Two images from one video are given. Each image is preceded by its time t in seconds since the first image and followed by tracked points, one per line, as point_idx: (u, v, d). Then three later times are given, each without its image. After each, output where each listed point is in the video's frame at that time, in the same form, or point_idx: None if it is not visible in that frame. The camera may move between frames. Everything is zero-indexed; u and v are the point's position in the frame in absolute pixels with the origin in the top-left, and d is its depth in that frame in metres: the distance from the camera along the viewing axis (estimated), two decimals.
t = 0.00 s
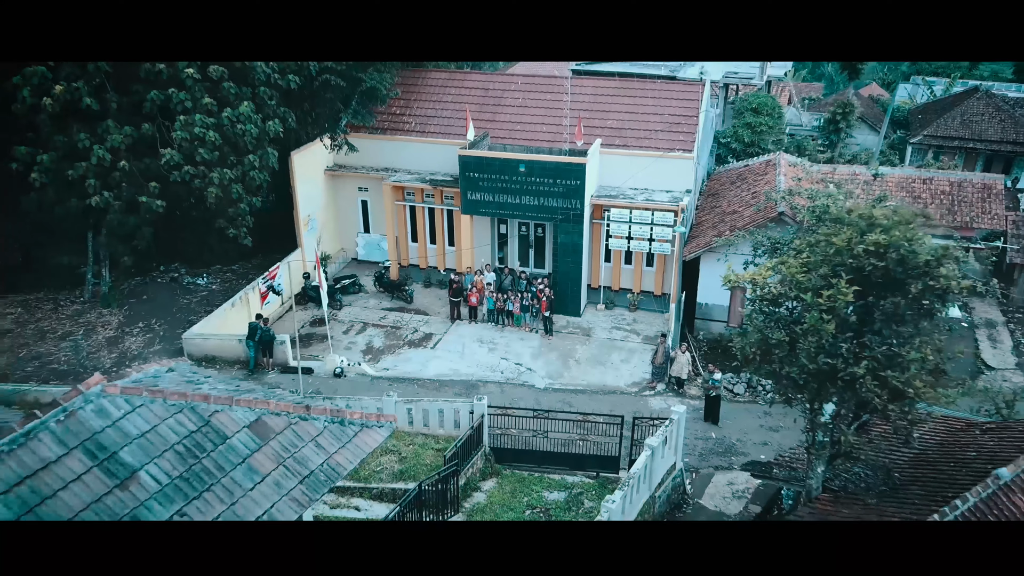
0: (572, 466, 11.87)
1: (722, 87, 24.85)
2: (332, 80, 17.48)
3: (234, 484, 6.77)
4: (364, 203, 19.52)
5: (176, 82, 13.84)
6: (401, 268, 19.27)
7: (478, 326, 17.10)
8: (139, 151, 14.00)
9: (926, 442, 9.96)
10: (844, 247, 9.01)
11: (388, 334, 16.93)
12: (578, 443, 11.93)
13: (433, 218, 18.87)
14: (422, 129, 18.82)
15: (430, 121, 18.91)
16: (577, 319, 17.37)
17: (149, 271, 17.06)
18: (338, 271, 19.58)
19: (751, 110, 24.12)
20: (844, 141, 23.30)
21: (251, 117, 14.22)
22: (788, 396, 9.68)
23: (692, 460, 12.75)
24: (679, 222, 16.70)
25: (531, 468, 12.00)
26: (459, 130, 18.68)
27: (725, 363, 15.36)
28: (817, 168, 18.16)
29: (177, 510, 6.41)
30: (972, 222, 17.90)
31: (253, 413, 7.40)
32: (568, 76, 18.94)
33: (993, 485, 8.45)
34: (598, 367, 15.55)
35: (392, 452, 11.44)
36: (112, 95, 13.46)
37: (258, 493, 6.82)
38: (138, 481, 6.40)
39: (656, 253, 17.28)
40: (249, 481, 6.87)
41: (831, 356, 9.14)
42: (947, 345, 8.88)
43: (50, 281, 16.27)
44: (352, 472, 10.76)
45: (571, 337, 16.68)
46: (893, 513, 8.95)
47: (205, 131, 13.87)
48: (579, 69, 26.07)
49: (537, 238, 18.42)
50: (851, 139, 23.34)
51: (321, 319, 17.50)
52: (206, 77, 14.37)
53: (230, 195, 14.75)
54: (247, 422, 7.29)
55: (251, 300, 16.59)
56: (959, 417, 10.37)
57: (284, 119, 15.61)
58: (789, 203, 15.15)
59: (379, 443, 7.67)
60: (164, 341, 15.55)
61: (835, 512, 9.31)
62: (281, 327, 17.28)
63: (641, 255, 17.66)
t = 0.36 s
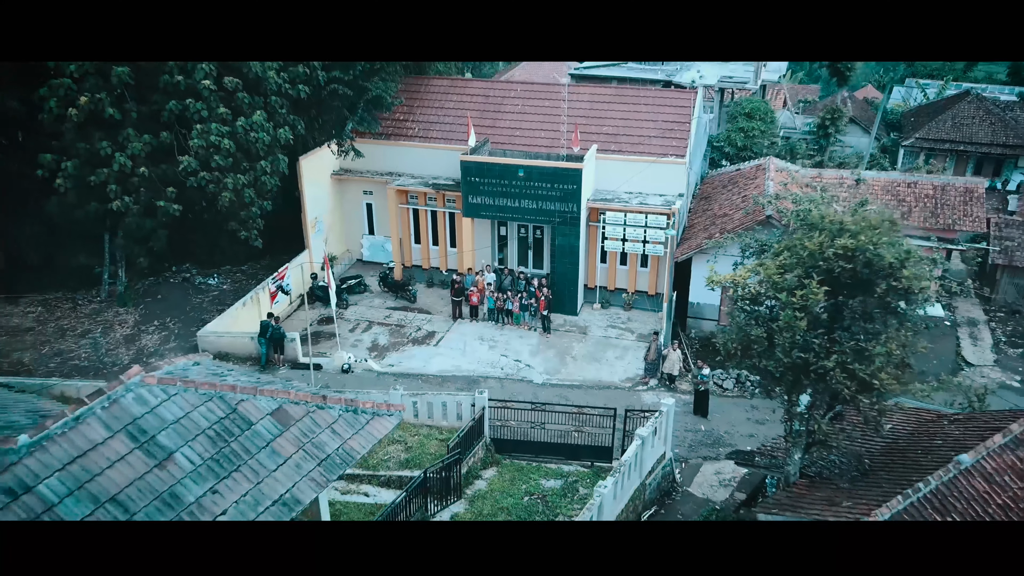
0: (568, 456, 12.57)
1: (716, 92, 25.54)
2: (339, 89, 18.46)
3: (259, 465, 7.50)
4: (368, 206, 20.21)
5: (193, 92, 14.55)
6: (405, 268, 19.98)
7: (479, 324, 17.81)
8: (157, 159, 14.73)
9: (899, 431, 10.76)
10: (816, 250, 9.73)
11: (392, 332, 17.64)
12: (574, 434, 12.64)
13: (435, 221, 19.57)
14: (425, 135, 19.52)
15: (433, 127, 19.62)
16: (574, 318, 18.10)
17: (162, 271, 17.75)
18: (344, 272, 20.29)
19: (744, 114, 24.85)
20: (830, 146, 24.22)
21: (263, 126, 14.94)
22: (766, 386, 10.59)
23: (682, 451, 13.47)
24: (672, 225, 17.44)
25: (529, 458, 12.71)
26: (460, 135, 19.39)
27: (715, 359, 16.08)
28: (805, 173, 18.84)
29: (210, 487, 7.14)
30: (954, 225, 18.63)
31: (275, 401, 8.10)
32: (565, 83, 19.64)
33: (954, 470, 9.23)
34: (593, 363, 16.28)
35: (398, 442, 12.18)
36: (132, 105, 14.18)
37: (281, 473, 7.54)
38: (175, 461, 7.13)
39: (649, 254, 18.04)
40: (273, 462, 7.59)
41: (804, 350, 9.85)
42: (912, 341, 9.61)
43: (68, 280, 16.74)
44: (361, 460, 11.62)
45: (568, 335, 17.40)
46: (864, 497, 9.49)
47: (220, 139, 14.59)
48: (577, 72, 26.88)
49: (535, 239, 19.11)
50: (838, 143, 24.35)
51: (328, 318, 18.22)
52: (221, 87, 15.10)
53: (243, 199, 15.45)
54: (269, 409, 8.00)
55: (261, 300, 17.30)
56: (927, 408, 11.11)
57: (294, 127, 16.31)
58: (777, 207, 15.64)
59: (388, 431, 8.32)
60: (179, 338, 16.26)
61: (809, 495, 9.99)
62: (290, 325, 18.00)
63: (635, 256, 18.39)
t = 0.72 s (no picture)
0: (564, 447, 13.32)
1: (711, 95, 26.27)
2: (346, 98, 19.26)
3: (281, 450, 8.21)
4: (373, 210, 20.92)
5: (209, 102, 15.34)
6: (409, 269, 20.72)
7: (480, 323, 18.56)
8: (174, 165, 15.51)
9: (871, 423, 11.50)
10: (791, 254, 10.51)
11: (396, 330, 18.39)
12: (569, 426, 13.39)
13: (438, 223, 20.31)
14: (427, 141, 20.28)
15: (435, 134, 20.38)
16: (571, 317, 18.85)
17: (174, 272, 18.51)
18: (350, 273, 21.03)
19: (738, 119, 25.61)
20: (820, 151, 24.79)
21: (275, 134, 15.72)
22: (747, 379, 11.34)
23: (672, 443, 14.21)
24: (665, 228, 18.19)
25: (527, 449, 13.46)
26: (462, 142, 20.16)
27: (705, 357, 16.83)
28: (792, 178, 19.58)
29: (237, 469, 7.87)
30: (937, 228, 19.47)
31: (293, 392, 8.82)
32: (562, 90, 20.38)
33: (919, 457, 9.92)
34: (589, 360, 17.03)
35: (404, 434, 12.93)
36: (151, 115, 14.97)
37: (300, 458, 8.24)
38: (206, 446, 7.88)
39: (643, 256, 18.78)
40: (293, 447, 8.30)
41: (781, 347, 10.62)
42: (881, 338, 10.36)
43: (86, 281, 17.41)
44: (369, 450, 12.35)
45: (565, 333, 18.15)
46: (838, 482, 10.14)
47: (234, 147, 15.38)
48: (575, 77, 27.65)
49: (534, 241, 19.86)
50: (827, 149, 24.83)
51: (335, 317, 18.97)
52: (234, 97, 15.87)
53: (254, 204, 16.21)
54: (289, 400, 8.73)
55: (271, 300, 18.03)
56: (899, 401, 11.86)
57: (303, 134, 17.09)
58: (763, 211, 16.22)
59: (397, 420, 9.02)
60: (193, 337, 17.02)
61: (787, 481, 10.66)
62: (298, 324, 18.75)
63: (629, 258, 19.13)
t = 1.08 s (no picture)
0: (560, 438, 14.09)
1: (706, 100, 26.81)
2: (353, 107, 20.11)
3: (300, 438, 8.99)
4: (378, 213, 21.69)
5: (224, 112, 16.17)
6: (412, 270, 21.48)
7: (481, 321, 19.34)
8: (190, 172, 16.33)
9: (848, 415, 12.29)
10: (769, 258, 11.32)
11: (401, 329, 19.16)
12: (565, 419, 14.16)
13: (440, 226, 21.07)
14: (430, 147, 21.06)
15: (437, 140, 21.16)
16: (568, 316, 19.63)
17: (187, 273, 19.30)
18: (355, 274, 21.79)
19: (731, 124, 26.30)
20: (809, 156, 26.23)
21: (286, 142, 16.52)
22: (731, 374, 12.16)
23: (663, 435, 14.99)
24: (658, 231, 18.96)
25: (526, 440, 14.24)
26: (463, 147, 20.95)
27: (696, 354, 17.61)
28: (781, 183, 20.36)
29: (260, 454, 8.64)
30: (920, 230, 20.04)
31: (310, 385, 9.60)
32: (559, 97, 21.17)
33: (888, 446, 10.64)
34: (584, 357, 17.81)
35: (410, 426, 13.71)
36: (169, 124, 15.80)
37: (317, 445, 9.02)
38: (233, 433, 8.66)
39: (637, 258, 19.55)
40: (310, 435, 9.08)
41: (760, 343, 11.44)
42: (854, 336, 11.15)
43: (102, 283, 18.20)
44: (378, 441, 13.13)
45: (562, 332, 18.92)
46: (814, 468, 10.87)
47: (247, 154, 16.19)
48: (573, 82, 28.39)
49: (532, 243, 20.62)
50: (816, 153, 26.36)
51: (341, 316, 19.74)
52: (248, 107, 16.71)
53: (266, 208, 17.02)
54: (306, 392, 9.52)
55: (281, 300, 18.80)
56: (874, 395, 12.64)
57: (312, 141, 17.89)
58: (751, 214, 16.99)
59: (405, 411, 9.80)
60: (206, 334, 17.79)
61: (768, 468, 11.41)
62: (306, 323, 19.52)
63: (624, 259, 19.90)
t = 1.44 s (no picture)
0: (556, 431, 14.89)
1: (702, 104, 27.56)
2: (359, 116, 20.93)
3: (316, 427, 9.81)
4: (382, 216, 22.50)
5: (237, 122, 17.02)
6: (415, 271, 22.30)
7: (482, 321, 20.15)
8: (204, 178, 17.16)
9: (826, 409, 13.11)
10: (749, 261, 12.13)
11: (404, 328, 19.97)
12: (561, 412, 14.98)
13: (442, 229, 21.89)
14: (432, 152, 21.86)
15: (439, 146, 21.97)
16: (565, 315, 20.43)
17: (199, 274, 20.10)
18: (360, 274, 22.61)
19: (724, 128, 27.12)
20: (799, 160, 27.26)
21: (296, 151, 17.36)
22: (715, 370, 12.99)
23: (654, 429, 15.80)
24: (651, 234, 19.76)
25: (525, 433, 15.02)
26: (464, 153, 21.76)
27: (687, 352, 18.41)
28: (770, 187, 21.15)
29: (281, 441, 9.46)
30: (903, 233, 20.58)
31: (325, 379, 10.43)
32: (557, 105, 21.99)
33: (860, 436, 11.48)
34: (581, 355, 18.61)
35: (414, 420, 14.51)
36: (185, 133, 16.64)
37: (332, 433, 9.83)
38: (255, 422, 9.49)
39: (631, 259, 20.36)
40: (326, 424, 9.90)
41: (742, 340, 12.26)
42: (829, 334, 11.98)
43: (117, 283, 19.01)
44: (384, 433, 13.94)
45: (560, 331, 19.73)
46: (792, 457, 11.67)
47: (260, 162, 17.02)
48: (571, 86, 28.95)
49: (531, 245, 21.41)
50: (806, 157, 27.40)
51: (347, 315, 20.55)
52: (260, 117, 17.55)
53: (276, 213, 17.84)
54: (322, 384, 10.34)
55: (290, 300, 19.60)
56: (851, 390, 13.44)
57: (320, 148, 18.71)
58: (739, 218, 17.79)
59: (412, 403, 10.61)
60: (219, 333, 18.58)
61: (750, 457, 12.21)
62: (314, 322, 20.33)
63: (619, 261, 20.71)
